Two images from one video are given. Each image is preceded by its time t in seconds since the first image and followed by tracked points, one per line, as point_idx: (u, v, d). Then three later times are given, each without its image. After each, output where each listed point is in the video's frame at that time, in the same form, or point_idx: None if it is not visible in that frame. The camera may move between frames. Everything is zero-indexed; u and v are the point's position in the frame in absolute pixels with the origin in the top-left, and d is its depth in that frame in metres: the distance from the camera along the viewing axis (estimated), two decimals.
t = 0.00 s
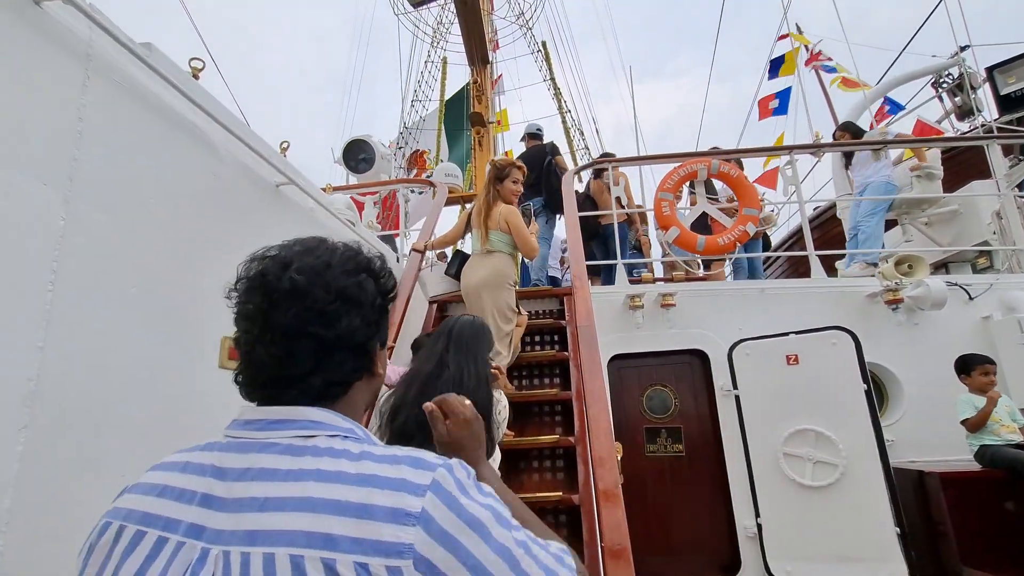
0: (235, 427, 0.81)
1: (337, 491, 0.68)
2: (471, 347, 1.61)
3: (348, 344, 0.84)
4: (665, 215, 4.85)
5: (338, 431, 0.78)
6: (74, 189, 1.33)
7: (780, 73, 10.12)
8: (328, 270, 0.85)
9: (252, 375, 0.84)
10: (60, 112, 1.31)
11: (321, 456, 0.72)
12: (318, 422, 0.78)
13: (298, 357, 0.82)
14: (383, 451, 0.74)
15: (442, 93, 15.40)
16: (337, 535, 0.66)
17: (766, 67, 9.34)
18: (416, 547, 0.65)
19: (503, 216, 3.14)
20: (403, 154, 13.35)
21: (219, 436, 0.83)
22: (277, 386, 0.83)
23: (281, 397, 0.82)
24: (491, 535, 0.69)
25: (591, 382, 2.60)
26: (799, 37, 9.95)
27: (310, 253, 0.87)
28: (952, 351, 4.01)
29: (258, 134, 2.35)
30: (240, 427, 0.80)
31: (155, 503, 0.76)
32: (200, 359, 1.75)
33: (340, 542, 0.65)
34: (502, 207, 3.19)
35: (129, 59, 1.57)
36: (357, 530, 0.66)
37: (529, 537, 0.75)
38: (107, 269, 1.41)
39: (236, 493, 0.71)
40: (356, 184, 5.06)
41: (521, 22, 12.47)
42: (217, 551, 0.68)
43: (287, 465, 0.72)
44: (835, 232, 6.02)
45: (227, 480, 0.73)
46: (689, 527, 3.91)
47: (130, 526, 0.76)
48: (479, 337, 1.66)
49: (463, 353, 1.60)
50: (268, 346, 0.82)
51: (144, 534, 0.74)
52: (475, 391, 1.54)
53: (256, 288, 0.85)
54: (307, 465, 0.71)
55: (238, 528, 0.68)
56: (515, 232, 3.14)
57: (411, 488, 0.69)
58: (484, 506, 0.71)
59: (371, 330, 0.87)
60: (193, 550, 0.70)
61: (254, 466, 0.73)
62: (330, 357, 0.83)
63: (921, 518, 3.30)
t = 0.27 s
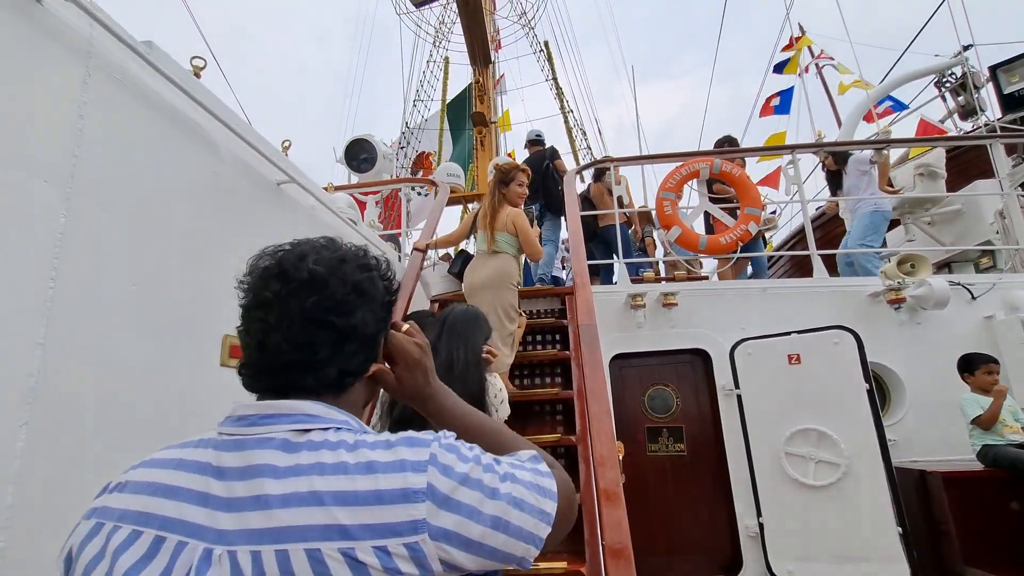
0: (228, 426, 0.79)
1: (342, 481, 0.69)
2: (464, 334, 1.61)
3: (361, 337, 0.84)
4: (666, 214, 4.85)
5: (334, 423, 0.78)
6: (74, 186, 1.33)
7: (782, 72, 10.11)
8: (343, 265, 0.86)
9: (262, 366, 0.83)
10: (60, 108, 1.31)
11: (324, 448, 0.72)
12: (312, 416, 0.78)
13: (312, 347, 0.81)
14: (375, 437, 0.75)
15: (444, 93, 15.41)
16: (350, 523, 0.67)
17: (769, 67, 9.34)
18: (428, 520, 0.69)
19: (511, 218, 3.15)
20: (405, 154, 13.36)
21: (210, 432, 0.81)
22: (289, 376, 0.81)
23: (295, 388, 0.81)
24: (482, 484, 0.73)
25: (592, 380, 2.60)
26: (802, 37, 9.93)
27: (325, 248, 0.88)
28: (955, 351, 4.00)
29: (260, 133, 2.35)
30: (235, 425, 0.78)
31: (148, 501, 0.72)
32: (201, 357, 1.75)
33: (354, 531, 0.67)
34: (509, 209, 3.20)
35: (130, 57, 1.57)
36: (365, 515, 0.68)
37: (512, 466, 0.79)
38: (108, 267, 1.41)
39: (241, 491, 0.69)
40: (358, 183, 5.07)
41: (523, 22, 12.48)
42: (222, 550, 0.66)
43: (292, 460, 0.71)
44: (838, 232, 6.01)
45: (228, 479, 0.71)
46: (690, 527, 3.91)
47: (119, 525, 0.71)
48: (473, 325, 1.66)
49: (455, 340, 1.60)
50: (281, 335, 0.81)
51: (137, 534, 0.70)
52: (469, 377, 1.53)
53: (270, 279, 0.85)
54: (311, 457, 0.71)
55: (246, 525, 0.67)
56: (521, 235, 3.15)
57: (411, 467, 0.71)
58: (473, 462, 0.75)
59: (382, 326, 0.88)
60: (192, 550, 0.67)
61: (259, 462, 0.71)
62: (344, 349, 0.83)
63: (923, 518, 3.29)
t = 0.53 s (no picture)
0: (216, 426, 0.81)
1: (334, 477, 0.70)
2: (456, 336, 1.60)
3: (338, 331, 0.86)
4: (668, 214, 4.86)
5: (325, 421, 0.80)
6: (81, 188, 1.35)
7: (784, 72, 10.12)
8: (318, 260, 0.88)
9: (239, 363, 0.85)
10: (67, 111, 1.33)
11: (310, 446, 0.74)
12: (301, 415, 0.80)
13: (289, 342, 0.83)
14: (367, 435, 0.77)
15: (446, 93, 15.44)
16: (341, 518, 0.68)
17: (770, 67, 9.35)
18: (418, 518, 0.70)
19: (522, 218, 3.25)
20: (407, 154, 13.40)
21: (197, 435, 0.82)
22: (268, 374, 0.83)
23: (275, 386, 0.83)
24: (474, 488, 0.74)
25: (594, 381, 2.61)
26: (803, 37, 9.94)
27: (301, 244, 0.90)
28: (956, 351, 4.00)
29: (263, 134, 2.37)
30: (222, 425, 0.80)
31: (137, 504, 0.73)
32: (205, 357, 1.77)
33: (343, 526, 0.68)
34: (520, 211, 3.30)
35: (136, 60, 1.59)
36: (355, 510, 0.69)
37: (504, 474, 0.81)
38: (114, 267, 1.43)
39: (230, 490, 0.71)
40: (360, 184, 5.08)
41: (524, 23, 12.50)
42: (214, 548, 0.67)
43: (279, 457, 0.73)
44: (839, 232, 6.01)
45: (217, 478, 0.72)
46: (691, 527, 3.92)
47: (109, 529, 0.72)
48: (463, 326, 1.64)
49: (450, 345, 1.58)
50: (258, 331, 0.83)
51: (127, 537, 0.71)
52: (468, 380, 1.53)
53: (244, 276, 0.86)
54: (300, 455, 0.73)
55: (237, 522, 0.68)
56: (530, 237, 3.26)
57: (402, 465, 0.72)
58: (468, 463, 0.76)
59: (359, 320, 0.90)
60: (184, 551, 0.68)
61: (248, 461, 0.73)
62: (321, 344, 0.85)
63: (924, 518, 3.29)
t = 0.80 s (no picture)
0: (201, 432, 0.82)
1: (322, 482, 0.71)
2: (442, 337, 1.62)
3: (308, 337, 0.86)
4: (669, 215, 4.87)
5: (314, 426, 0.81)
6: (86, 193, 1.36)
7: (785, 72, 10.12)
8: (284, 265, 0.89)
9: (214, 373, 0.86)
10: (72, 117, 1.34)
11: (292, 451, 0.75)
12: (290, 419, 0.80)
13: (259, 350, 0.84)
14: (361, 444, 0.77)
15: (447, 94, 15.46)
16: (328, 523, 0.68)
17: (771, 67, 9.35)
18: (400, 532, 0.69)
19: (523, 207, 3.33)
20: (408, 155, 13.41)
21: (184, 442, 0.83)
22: (242, 383, 0.84)
23: (249, 394, 0.84)
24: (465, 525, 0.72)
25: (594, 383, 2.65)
26: (804, 37, 9.94)
27: (267, 250, 0.91)
28: (957, 351, 4.00)
29: (265, 137, 2.39)
30: (207, 430, 0.81)
31: (127, 513, 0.75)
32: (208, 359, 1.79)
33: (330, 529, 0.68)
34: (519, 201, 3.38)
35: (139, 65, 1.60)
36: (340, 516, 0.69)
37: (505, 531, 0.79)
38: (118, 272, 1.44)
39: (216, 494, 0.72)
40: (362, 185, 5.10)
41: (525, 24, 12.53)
42: (203, 550, 0.69)
43: (262, 460, 0.74)
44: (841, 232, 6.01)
45: (205, 482, 0.74)
46: (692, 528, 3.92)
47: (103, 538, 0.74)
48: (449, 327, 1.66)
49: (439, 348, 1.60)
50: (230, 341, 0.85)
51: (117, 546, 0.73)
52: (458, 378, 1.57)
53: (211, 285, 0.87)
54: (285, 459, 0.73)
55: (224, 524, 0.69)
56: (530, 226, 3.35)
57: (393, 477, 0.72)
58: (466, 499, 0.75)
59: (330, 323, 0.90)
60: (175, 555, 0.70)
61: (235, 465, 0.74)
62: (291, 349, 0.85)
63: (925, 518, 3.30)
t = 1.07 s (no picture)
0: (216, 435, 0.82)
1: (335, 479, 0.72)
2: (439, 337, 1.63)
3: (319, 342, 0.86)
4: (671, 216, 4.88)
5: (330, 429, 0.82)
6: (94, 199, 1.38)
7: (786, 72, 10.11)
8: (296, 272, 0.89)
9: (226, 379, 0.86)
10: (80, 123, 1.36)
11: (309, 451, 0.76)
12: (307, 423, 0.81)
13: (273, 356, 0.84)
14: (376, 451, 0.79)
15: (448, 95, 15.47)
16: (339, 521, 0.69)
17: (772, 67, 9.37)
18: (403, 533, 0.70)
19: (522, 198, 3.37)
20: (410, 156, 13.43)
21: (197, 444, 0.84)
22: (254, 388, 0.84)
23: (259, 400, 0.84)
24: (455, 541, 0.73)
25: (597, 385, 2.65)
26: (805, 37, 9.93)
27: (280, 257, 0.91)
28: (959, 351, 4.00)
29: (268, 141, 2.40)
30: (223, 432, 0.82)
31: (143, 515, 0.76)
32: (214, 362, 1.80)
33: (342, 523, 0.69)
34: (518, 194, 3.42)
35: (145, 72, 1.62)
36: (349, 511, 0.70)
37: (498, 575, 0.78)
38: (125, 277, 1.46)
39: (234, 494, 0.73)
40: (364, 187, 5.12)
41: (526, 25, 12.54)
42: (221, 548, 0.70)
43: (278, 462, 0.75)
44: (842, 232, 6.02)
45: (224, 482, 0.75)
46: (695, 528, 3.93)
47: (119, 540, 0.75)
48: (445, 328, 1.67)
49: (436, 349, 1.62)
50: (241, 346, 0.85)
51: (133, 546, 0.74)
52: (456, 377, 1.59)
53: (223, 291, 0.88)
54: (302, 459, 0.75)
55: (242, 523, 0.70)
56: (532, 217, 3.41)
57: (403, 484, 0.74)
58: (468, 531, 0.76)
59: (339, 330, 0.90)
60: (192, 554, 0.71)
61: (252, 466, 0.75)
62: (303, 354, 0.85)
63: (927, 518, 3.30)
